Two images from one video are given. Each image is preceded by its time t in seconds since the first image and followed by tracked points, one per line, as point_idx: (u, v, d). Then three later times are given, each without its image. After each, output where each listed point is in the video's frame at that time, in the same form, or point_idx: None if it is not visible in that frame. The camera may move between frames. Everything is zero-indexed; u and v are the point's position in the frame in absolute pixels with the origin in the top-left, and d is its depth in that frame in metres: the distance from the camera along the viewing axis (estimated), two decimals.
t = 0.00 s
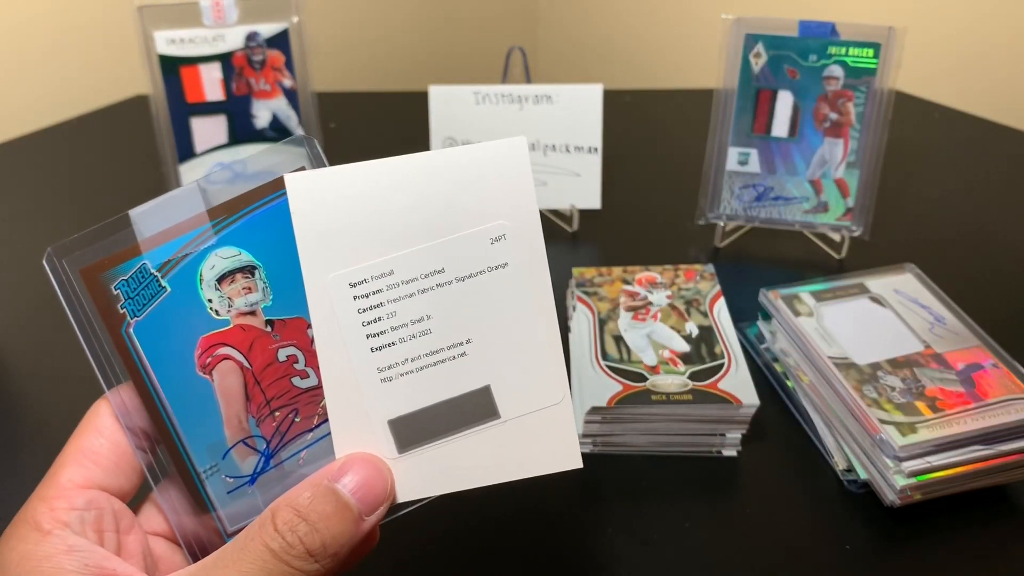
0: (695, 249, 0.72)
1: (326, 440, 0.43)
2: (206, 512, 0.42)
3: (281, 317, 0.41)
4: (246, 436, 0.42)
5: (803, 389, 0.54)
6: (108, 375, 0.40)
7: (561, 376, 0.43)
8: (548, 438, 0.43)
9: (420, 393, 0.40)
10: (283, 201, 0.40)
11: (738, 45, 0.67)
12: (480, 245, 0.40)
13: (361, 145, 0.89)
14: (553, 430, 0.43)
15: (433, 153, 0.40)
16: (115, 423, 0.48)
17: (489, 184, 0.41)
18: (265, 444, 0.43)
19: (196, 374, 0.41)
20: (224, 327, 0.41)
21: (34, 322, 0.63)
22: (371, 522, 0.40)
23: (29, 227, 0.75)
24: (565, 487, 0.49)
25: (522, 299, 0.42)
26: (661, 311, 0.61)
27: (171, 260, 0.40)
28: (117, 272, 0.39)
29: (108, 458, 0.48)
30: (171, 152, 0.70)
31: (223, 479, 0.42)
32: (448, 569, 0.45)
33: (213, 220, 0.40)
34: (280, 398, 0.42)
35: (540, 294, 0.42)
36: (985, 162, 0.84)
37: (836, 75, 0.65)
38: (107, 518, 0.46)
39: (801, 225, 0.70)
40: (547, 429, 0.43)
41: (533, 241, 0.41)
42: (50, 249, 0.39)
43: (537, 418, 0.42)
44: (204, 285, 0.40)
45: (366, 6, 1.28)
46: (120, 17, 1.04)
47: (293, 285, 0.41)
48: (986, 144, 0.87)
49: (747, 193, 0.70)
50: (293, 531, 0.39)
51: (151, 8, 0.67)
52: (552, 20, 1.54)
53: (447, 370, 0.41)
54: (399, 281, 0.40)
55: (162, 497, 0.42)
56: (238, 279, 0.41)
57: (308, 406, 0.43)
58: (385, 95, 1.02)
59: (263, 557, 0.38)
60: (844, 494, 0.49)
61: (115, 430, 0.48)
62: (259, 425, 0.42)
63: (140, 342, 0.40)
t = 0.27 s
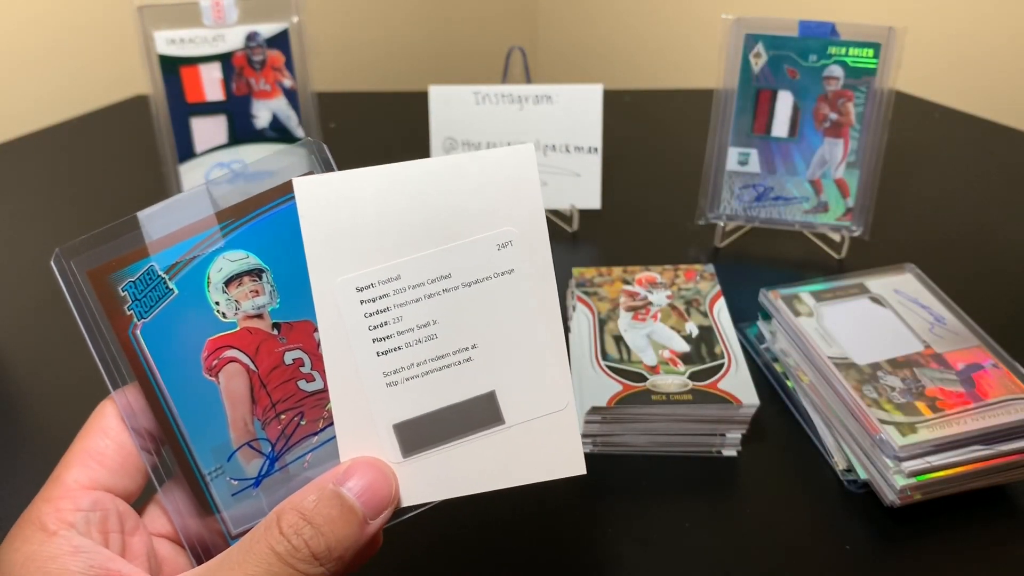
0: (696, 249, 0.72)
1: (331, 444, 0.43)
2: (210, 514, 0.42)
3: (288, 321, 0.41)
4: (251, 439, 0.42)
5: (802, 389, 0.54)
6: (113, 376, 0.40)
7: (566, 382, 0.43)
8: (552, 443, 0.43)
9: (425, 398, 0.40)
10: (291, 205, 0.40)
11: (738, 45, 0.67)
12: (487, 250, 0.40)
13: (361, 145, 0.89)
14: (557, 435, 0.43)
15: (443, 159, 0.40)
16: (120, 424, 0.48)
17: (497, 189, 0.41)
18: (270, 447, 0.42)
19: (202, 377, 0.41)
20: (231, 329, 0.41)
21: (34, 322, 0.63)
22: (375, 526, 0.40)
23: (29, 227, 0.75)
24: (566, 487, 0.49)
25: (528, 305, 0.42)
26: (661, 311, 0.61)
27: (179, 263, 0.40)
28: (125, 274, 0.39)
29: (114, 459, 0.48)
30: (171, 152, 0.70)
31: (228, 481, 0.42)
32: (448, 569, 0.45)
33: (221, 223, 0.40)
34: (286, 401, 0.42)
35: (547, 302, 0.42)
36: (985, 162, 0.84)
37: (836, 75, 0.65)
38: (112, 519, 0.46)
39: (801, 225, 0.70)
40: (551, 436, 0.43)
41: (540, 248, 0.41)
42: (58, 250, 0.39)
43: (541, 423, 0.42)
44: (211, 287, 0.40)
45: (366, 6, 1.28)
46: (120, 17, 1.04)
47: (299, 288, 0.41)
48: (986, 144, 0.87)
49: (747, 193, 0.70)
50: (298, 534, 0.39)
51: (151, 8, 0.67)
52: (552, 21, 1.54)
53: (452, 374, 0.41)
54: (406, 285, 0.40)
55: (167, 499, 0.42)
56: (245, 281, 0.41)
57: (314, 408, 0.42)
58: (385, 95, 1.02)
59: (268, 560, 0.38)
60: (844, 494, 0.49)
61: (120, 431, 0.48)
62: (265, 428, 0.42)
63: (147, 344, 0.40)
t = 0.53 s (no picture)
0: (696, 249, 0.72)
1: (335, 448, 0.43)
2: (212, 515, 0.42)
3: (294, 325, 0.41)
4: (255, 443, 0.42)
5: (803, 389, 0.54)
6: (118, 378, 0.40)
7: (569, 389, 0.43)
8: (553, 448, 0.43)
9: (429, 404, 0.40)
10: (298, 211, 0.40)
11: (738, 45, 0.67)
12: (493, 258, 0.40)
13: (361, 145, 0.89)
14: (560, 440, 0.43)
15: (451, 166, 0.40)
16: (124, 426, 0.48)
17: (504, 197, 0.41)
18: (273, 451, 0.42)
19: (207, 380, 0.41)
20: (236, 332, 0.41)
21: (34, 322, 0.63)
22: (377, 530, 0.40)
23: (28, 227, 0.75)
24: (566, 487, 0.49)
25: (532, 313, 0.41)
26: (661, 311, 0.61)
27: (185, 265, 0.40)
28: (131, 276, 0.39)
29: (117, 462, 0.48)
30: (170, 152, 0.70)
31: (231, 484, 0.42)
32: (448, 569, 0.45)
33: (228, 227, 0.40)
34: (290, 405, 0.42)
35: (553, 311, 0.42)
36: (985, 162, 0.84)
37: (836, 75, 0.65)
38: (115, 522, 0.46)
39: (801, 225, 0.70)
40: (554, 443, 0.42)
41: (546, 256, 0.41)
42: (64, 251, 0.39)
43: (544, 430, 0.42)
44: (217, 291, 0.40)
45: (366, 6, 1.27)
46: (119, 17, 1.04)
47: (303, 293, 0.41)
48: (985, 144, 0.87)
49: (747, 193, 0.70)
50: (301, 538, 0.39)
51: (151, 8, 0.67)
52: (552, 21, 1.54)
53: (456, 381, 0.41)
54: (412, 292, 0.40)
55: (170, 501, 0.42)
56: (251, 285, 0.41)
57: (318, 413, 0.43)
58: (385, 95, 1.02)
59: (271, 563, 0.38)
60: (845, 495, 0.49)
61: (124, 433, 0.48)
62: (269, 432, 0.42)
63: (152, 346, 0.40)
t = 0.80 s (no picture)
0: (695, 249, 0.72)
1: (333, 450, 0.43)
2: (211, 517, 0.42)
3: (292, 326, 0.41)
4: (253, 444, 0.42)
5: (803, 389, 0.54)
6: (117, 379, 0.40)
7: (566, 391, 0.43)
8: (550, 449, 0.43)
9: (426, 405, 0.40)
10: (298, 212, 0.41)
11: (738, 45, 0.67)
12: (490, 260, 0.40)
13: (361, 145, 0.89)
14: (557, 441, 0.43)
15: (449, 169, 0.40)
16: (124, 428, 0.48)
17: (502, 200, 0.41)
18: (272, 452, 0.42)
19: (206, 382, 0.41)
20: (235, 334, 0.41)
21: (34, 322, 0.63)
22: (375, 531, 0.40)
23: (28, 228, 0.75)
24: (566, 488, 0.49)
25: (531, 314, 0.41)
26: (661, 311, 0.61)
27: (185, 267, 0.40)
28: (131, 279, 0.39)
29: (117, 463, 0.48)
30: (170, 152, 0.70)
31: (230, 485, 0.42)
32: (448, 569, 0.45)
33: (227, 229, 0.40)
34: (289, 407, 0.42)
35: (550, 312, 0.42)
36: (985, 162, 0.84)
37: (836, 75, 0.65)
38: (115, 523, 0.46)
39: (801, 225, 0.70)
40: (550, 445, 0.43)
41: (543, 259, 0.41)
42: (63, 254, 0.39)
43: (540, 431, 0.42)
44: (216, 292, 0.40)
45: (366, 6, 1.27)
46: (119, 18, 1.04)
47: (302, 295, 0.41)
48: (986, 144, 0.87)
49: (747, 193, 0.70)
50: (300, 539, 0.39)
51: (151, 8, 0.67)
52: (552, 21, 1.54)
53: (454, 382, 0.41)
54: (410, 293, 0.40)
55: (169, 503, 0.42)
56: (251, 287, 0.41)
57: (317, 413, 0.43)
58: (384, 95, 1.02)
59: (270, 563, 0.38)
60: (845, 494, 0.49)
61: (124, 434, 0.48)
62: (267, 433, 0.42)
63: (152, 349, 0.40)
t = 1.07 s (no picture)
0: (695, 249, 0.72)
1: (320, 449, 0.44)
2: (203, 522, 0.42)
3: (276, 327, 0.42)
4: (241, 445, 0.42)
5: (803, 390, 0.54)
6: (107, 388, 0.39)
7: (550, 386, 0.43)
8: (538, 449, 0.42)
9: (410, 402, 0.41)
10: (275, 216, 0.41)
11: (738, 44, 0.67)
12: (469, 255, 0.41)
13: (361, 144, 0.89)
14: (543, 438, 0.42)
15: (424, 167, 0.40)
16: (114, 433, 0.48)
17: (479, 196, 0.41)
18: (259, 453, 0.43)
19: (192, 385, 0.41)
20: (222, 337, 0.41)
21: (34, 322, 0.63)
22: (362, 529, 0.40)
23: (28, 227, 0.75)
24: (566, 488, 0.49)
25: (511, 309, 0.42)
26: (661, 311, 0.61)
27: (171, 272, 0.40)
28: (116, 286, 0.39)
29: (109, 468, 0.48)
30: (170, 152, 0.70)
31: (220, 487, 0.42)
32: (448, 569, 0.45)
33: (210, 234, 0.40)
34: (274, 407, 0.43)
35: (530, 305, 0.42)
36: (985, 162, 0.84)
37: (836, 75, 0.65)
38: (105, 527, 0.46)
39: (801, 225, 0.70)
40: (537, 442, 0.42)
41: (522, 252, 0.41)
42: (50, 264, 0.37)
43: (525, 427, 0.42)
44: (200, 296, 0.40)
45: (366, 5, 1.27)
46: (120, 18, 1.04)
47: (286, 297, 0.42)
48: (986, 145, 0.87)
49: (747, 193, 0.71)
50: (286, 536, 0.39)
51: (151, 8, 0.67)
52: (552, 21, 1.54)
53: (437, 378, 0.41)
54: (391, 292, 0.40)
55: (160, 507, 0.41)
56: (234, 290, 0.41)
57: (302, 413, 0.43)
58: (384, 95, 1.02)
59: (258, 560, 0.38)
60: (845, 494, 0.49)
61: (114, 440, 0.48)
62: (255, 434, 0.43)
63: (140, 355, 0.39)
